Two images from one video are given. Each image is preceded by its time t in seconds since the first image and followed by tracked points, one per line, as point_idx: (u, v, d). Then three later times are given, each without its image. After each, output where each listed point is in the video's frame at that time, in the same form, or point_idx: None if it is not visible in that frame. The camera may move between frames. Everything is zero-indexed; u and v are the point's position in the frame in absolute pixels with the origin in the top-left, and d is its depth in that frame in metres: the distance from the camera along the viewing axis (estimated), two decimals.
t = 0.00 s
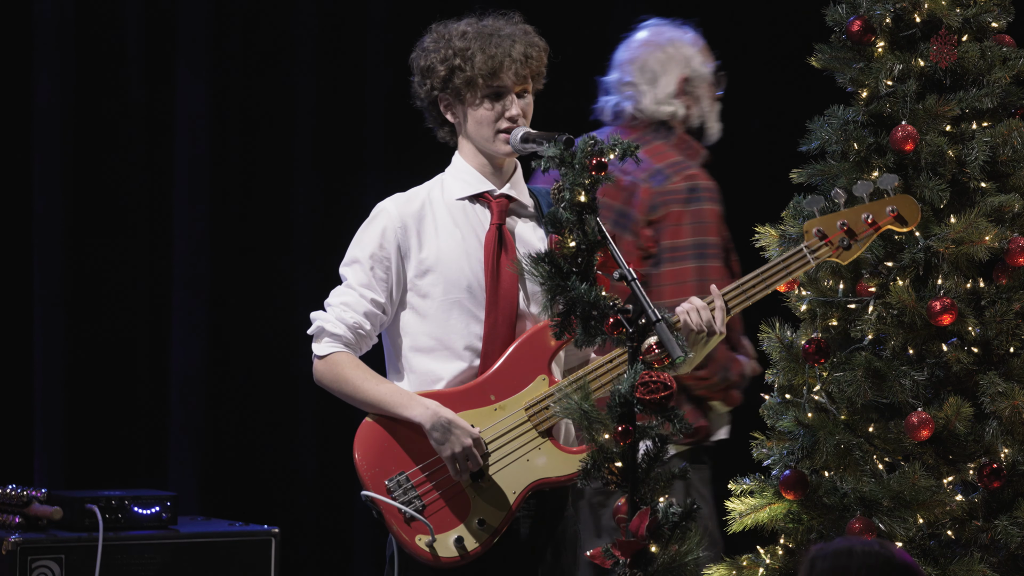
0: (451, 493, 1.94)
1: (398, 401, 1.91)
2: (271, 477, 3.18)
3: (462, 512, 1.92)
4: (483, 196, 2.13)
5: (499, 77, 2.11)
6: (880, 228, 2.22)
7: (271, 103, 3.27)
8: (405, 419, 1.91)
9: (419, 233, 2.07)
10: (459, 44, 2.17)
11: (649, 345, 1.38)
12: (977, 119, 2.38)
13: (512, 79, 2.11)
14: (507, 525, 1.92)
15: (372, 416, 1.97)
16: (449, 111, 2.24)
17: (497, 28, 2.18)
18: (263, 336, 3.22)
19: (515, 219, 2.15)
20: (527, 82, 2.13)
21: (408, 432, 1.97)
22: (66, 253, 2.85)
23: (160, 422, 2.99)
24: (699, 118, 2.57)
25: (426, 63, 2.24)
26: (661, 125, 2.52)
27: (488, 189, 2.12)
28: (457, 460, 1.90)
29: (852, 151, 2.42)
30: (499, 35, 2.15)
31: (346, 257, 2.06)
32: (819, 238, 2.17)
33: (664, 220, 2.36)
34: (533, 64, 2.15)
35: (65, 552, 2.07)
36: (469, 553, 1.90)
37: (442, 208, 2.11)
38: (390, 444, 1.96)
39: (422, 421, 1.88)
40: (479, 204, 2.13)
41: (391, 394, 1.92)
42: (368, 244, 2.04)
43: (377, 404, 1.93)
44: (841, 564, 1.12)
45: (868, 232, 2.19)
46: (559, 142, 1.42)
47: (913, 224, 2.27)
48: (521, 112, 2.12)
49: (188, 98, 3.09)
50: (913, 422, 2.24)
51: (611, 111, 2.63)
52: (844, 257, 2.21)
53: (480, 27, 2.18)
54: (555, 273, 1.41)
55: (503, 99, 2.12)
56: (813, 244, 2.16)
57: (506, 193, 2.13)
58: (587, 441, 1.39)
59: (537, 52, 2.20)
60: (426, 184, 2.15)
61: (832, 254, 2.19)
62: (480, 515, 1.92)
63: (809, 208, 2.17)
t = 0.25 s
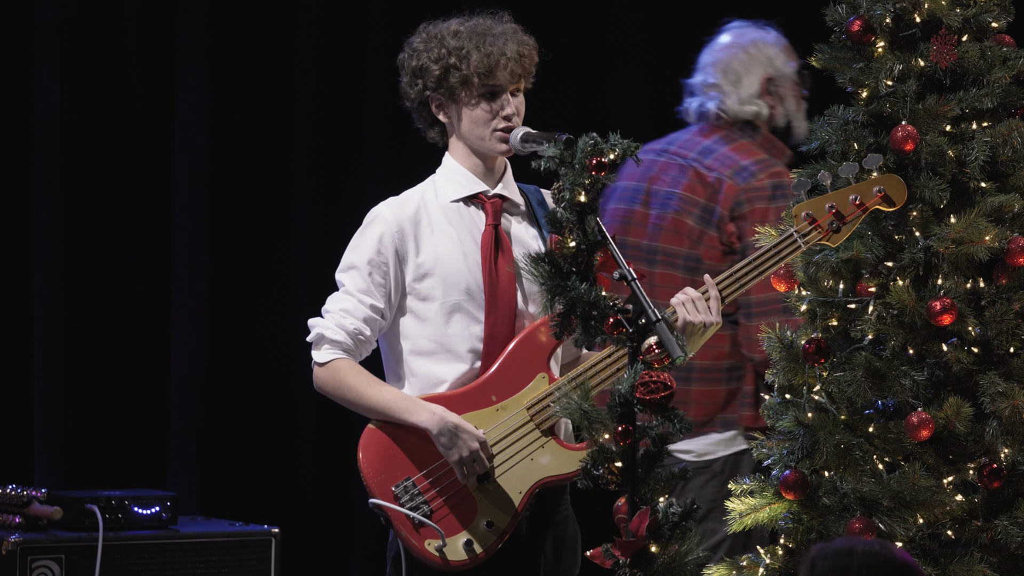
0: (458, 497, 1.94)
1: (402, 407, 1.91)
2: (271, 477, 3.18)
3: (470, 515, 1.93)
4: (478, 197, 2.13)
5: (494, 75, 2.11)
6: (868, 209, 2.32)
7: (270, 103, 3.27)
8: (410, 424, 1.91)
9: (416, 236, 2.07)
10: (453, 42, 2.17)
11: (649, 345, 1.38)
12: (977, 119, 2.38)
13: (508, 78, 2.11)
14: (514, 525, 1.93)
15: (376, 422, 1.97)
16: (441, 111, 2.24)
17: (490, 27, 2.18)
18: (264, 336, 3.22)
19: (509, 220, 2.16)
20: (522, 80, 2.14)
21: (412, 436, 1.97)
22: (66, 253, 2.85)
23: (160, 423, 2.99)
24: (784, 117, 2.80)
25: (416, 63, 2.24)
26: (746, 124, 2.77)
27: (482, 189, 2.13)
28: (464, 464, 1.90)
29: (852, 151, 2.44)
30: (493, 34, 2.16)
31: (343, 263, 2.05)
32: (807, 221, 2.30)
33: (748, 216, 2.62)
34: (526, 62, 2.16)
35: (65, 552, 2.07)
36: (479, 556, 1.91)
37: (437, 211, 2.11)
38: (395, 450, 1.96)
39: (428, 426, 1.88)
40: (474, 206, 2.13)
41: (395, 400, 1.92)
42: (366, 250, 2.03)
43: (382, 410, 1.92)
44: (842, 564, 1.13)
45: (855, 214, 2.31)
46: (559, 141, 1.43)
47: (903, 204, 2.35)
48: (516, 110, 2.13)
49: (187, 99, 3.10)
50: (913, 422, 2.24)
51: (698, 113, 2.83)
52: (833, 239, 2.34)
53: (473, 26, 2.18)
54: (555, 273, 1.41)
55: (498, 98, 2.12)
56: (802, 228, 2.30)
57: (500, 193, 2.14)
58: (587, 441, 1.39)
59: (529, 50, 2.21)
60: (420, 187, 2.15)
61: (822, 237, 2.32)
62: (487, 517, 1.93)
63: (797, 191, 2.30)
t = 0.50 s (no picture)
0: (460, 498, 1.94)
1: (405, 409, 1.90)
2: (271, 477, 3.18)
3: (473, 515, 1.93)
4: (476, 197, 2.14)
5: (495, 75, 2.11)
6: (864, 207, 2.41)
7: (271, 103, 3.27)
8: (413, 426, 1.91)
9: (416, 237, 2.07)
10: (453, 42, 2.17)
11: (649, 345, 1.37)
12: (977, 119, 2.38)
13: (509, 78, 2.12)
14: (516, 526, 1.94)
15: (378, 424, 1.96)
16: (440, 111, 2.23)
17: (488, 27, 2.18)
18: (264, 336, 3.22)
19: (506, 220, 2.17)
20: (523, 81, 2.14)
21: (414, 436, 1.96)
22: (66, 253, 2.85)
23: (160, 422, 2.99)
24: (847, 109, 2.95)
25: (414, 63, 2.24)
26: (796, 123, 3.17)
27: (479, 189, 2.14)
28: (468, 465, 1.90)
29: (852, 151, 2.45)
30: (493, 34, 2.16)
31: (342, 264, 2.04)
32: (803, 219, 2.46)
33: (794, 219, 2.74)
34: (525, 62, 2.16)
35: (65, 552, 2.06)
36: (481, 557, 1.91)
37: (436, 212, 2.11)
38: (397, 451, 1.95)
39: (432, 429, 1.88)
40: (472, 206, 2.14)
41: (398, 402, 1.92)
42: (367, 252, 2.02)
43: (384, 412, 1.92)
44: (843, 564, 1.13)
45: (851, 211, 2.43)
46: (559, 141, 1.43)
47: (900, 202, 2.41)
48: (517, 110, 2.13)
49: (187, 98, 3.10)
50: (913, 422, 2.24)
51: (754, 114, 3.28)
52: (831, 237, 2.46)
53: (473, 26, 2.18)
54: (555, 273, 1.41)
55: (498, 98, 2.13)
56: (799, 228, 2.48)
57: (498, 193, 2.14)
58: (587, 441, 1.39)
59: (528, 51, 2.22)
60: (417, 187, 2.15)
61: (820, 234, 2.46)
62: (490, 518, 1.93)
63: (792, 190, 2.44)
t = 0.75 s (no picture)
0: (462, 497, 1.94)
1: (407, 409, 1.90)
2: (272, 477, 3.19)
3: (474, 515, 1.93)
4: (476, 197, 2.14)
5: (497, 76, 2.11)
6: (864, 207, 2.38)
7: (271, 103, 3.27)
8: (415, 426, 1.90)
9: (417, 237, 2.07)
10: (456, 42, 2.16)
11: (649, 344, 1.37)
12: (977, 119, 2.38)
13: (511, 79, 2.12)
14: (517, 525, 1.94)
15: (379, 424, 1.96)
16: (441, 112, 2.24)
17: (490, 27, 2.19)
18: (264, 336, 3.23)
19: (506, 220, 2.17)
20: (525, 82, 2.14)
21: (416, 436, 1.96)
22: (66, 253, 2.85)
23: (160, 422, 2.99)
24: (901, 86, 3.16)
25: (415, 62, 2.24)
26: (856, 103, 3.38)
27: (480, 189, 2.14)
28: (470, 465, 1.89)
29: (852, 151, 2.44)
30: (496, 35, 2.16)
31: (343, 264, 2.04)
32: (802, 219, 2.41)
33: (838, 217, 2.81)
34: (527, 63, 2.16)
35: (65, 552, 2.06)
36: (483, 557, 1.91)
37: (437, 212, 2.11)
38: (398, 450, 1.95)
39: (434, 429, 1.87)
40: (473, 206, 2.14)
41: (400, 402, 1.91)
42: (368, 251, 2.02)
43: (386, 413, 1.92)
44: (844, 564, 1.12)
45: (851, 211, 2.38)
46: (559, 141, 1.43)
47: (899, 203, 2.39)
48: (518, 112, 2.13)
49: (187, 99, 3.10)
50: (913, 422, 2.24)
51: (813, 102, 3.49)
52: (830, 237, 2.42)
53: (476, 26, 2.18)
54: (555, 273, 1.42)
55: (500, 99, 2.12)
56: (798, 227, 2.42)
57: (499, 193, 2.15)
58: (588, 441, 1.39)
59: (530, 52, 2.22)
60: (418, 187, 2.15)
61: (818, 234, 2.41)
62: (491, 518, 1.93)
63: (792, 190, 2.43)
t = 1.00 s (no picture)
0: (461, 497, 1.94)
1: (406, 408, 1.90)
2: (272, 477, 3.19)
3: (474, 515, 1.93)
4: (478, 197, 2.14)
5: (496, 76, 2.11)
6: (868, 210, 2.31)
7: (271, 103, 3.27)
8: (414, 425, 1.90)
9: (418, 237, 2.07)
10: (454, 43, 2.17)
11: (649, 344, 1.37)
12: (977, 119, 2.38)
13: (509, 78, 2.11)
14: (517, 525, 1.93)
15: (379, 423, 1.96)
16: (441, 112, 2.24)
17: (489, 28, 2.19)
18: (264, 336, 3.23)
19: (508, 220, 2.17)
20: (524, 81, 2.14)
21: (415, 436, 1.96)
22: (66, 253, 2.85)
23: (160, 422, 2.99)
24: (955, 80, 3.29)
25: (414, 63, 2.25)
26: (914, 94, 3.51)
27: (482, 189, 2.14)
28: (469, 464, 1.89)
29: (852, 151, 2.44)
30: (495, 35, 2.16)
31: (344, 264, 2.04)
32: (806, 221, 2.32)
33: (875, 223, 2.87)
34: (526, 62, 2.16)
35: (65, 552, 2.06)
36: (482, 557, 1.91)
37: (438, 212, 2.11)
38: (397, 450, 1.95)
39: (433, 428, 1.87)
40: (474, 207, 2.14)
41: (399, 401, 1.91)
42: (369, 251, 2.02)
43: (386, 412, 1.92)
44: (845, 565, 1.12)
45: (854, 213, 2.30)
46: (559, 141, 1.43)
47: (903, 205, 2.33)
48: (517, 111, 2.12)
49: (187, 99, 3.10)
50: (913, 422, 2.24)
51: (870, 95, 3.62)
52: (832, 240, 2.34)
53: (475, 27, 2.18)
54: (555, 273, 1.42)
55: (499, 98, 2.12)
56: (801, 229, 2.32)
57: (500, 193, 2.15)
58: (587, 441, 1.39)
59: (529, 51, 2.21)
60: (419, 188, 2.15)
61: (821, 237, 2.32)
62: (491, 517, 1.93)
63: (796, 191, 2.34)
